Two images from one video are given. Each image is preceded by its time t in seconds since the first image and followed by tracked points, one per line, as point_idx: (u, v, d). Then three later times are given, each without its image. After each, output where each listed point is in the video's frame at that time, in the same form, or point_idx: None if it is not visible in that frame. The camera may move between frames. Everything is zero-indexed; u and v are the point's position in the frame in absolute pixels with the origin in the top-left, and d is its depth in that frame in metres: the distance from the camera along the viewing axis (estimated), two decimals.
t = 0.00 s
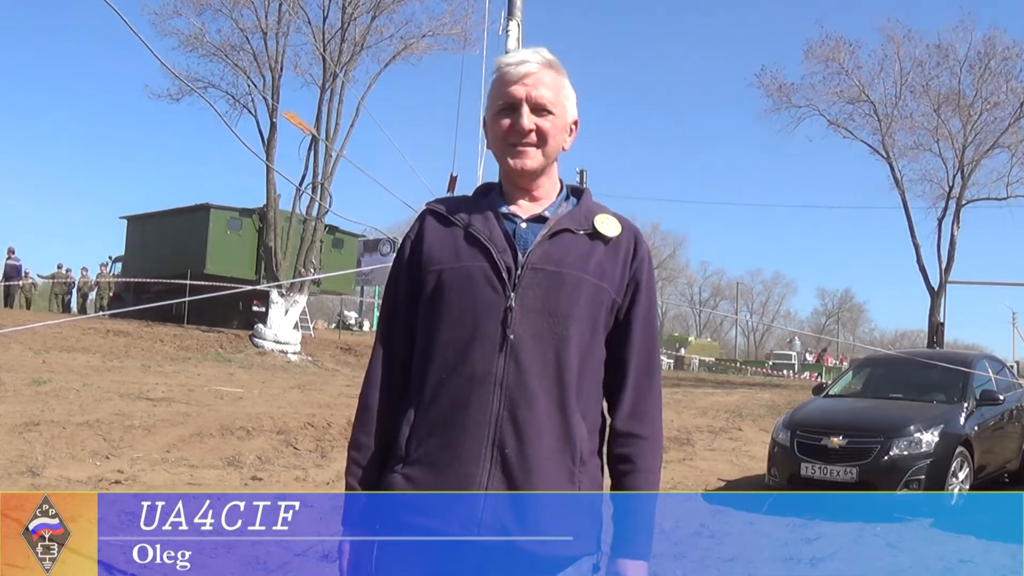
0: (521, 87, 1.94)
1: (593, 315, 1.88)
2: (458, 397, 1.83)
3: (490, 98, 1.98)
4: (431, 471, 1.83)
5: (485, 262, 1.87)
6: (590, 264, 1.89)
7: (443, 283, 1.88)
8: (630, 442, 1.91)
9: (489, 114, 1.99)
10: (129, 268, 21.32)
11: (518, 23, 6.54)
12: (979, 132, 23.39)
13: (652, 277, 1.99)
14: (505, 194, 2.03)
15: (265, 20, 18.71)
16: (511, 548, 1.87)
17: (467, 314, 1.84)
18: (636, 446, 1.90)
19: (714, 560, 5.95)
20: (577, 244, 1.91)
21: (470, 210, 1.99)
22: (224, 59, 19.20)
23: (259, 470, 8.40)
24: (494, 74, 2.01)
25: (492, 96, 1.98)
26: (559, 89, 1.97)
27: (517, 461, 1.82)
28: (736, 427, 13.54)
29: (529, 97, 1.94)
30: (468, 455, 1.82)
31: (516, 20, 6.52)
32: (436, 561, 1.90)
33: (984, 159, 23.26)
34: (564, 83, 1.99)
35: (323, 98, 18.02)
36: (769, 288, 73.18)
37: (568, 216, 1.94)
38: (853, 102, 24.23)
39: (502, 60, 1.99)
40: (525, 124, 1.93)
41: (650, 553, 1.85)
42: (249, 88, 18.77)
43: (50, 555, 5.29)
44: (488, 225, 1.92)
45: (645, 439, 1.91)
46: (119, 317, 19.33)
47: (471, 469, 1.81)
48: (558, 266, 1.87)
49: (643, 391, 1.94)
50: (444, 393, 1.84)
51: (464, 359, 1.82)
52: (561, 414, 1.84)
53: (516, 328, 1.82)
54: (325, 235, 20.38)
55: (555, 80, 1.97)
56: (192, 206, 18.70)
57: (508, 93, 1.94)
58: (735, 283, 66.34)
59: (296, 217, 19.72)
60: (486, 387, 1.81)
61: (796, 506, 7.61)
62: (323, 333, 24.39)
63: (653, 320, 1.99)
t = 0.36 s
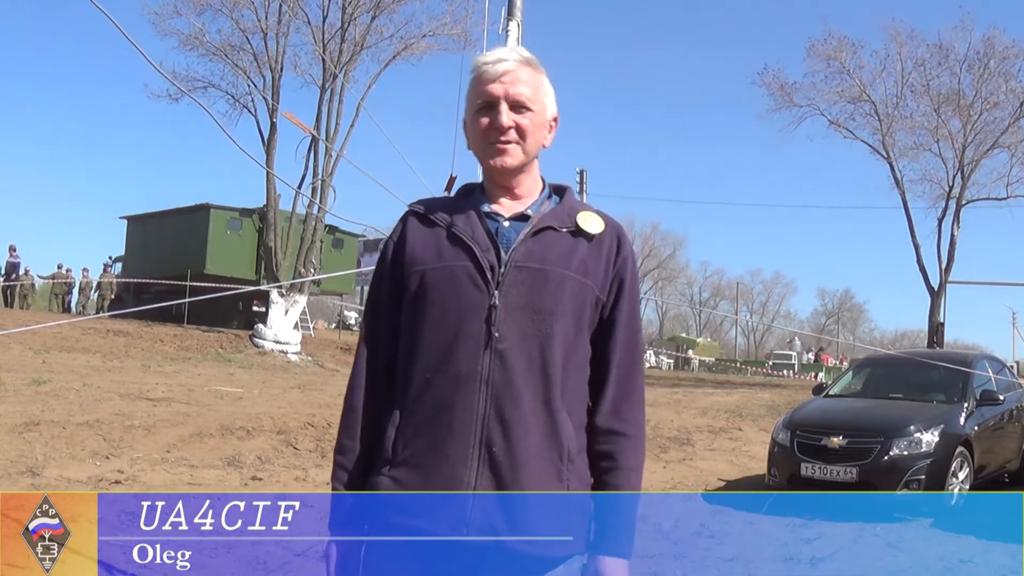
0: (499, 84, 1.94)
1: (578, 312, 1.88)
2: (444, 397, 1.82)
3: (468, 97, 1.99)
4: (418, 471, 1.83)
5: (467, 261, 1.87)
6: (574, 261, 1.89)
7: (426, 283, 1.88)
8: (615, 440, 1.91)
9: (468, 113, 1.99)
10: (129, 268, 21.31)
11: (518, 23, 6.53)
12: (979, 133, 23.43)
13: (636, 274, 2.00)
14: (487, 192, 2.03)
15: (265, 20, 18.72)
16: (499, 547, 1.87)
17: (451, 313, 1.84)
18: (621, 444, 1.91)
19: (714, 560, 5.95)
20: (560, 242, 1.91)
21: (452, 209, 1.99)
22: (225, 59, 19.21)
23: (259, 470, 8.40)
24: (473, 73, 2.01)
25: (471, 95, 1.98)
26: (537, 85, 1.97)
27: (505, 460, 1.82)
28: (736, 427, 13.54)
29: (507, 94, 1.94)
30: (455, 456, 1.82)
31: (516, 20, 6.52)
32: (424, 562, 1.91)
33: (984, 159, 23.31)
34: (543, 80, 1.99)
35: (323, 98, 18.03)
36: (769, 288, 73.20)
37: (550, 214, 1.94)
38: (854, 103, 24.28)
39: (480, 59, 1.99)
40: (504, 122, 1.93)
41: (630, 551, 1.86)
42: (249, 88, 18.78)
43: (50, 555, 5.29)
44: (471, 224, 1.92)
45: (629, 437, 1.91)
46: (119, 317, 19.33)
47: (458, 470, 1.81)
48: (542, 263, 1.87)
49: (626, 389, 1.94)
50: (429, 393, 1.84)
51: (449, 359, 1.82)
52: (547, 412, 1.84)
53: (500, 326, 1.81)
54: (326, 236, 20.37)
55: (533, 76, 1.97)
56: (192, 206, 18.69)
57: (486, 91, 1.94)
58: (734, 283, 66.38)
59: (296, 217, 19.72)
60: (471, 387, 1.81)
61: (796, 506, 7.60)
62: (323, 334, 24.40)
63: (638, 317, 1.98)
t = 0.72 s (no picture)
0: (458, 83, 1.95)
1: (563, 309, 1.88)
2: (432, 399, 1.82)
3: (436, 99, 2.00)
4: (407, 473, 1.83)
5: (451, 261, 1.87)
6: (556, 258, 1.89)
7: (409, 285, 1.89)
8: (600, 432, 1.91)
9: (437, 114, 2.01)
10: (129, 268, 21.31)
11: (518, 24, 6.53)
12: (979, 133, 23.45)
13: (619, 267, 2.00)
14: (466, 191, 2.03)
15: (265, 20, 18.72)
16: (492, 547, 1.87)
17: (436, 314, 1.84)
18: (606, 435, 1.90)
19: (714, 560, 5.95)
20: (542, 238, 1.91)
21: (431, 209, 1.98)
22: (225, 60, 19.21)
23: (259, 470, 8.40)
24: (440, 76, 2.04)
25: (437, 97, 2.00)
26: (500, 80, 1.96)
27: (495, 460, 1.81)
28: (736, 427, 13.53)
29: (466, 91, 1.94)
30: (445, 458, 1.82)
31: (516, 20, 6.52)
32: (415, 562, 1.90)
33: (984, 159, 23.33)
34: (508, 77, 1.98)
35: (323, 98, 18.05)
36: (769, 288, 73.20)
37: (531, 210, 1.94)
38: (854, 103, 24.30)
39: (445, 59, 2.01)
40: (461, 120, 1.93)
41: (611, 543, 1.83)
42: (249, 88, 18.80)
43: (49, 555, 5.29)
44: (452, 223, 1.92)
45: (615, 429, 1.90)
46: (119, 318, 19.33)
47: (448, 472, 1.81)
48: (525, 260, 1.87)
49: (610, 381, 1.94)
50: (417, 395, 1.84)
51: (435, 360, 1.82)
52: (535, 410, 1.84)
53: (486, 326, 1.82)
54: (326, 235, 20.37)
55: (496, 72, 1.96)
56: (192, 206, 18.69)
57: (447, 91, 1.96)
58: (734, 283, 66.38)
59: (296, 217, 19.72)
60: (459, 387, 1.81)
61: (796, 505, 7.60)
62: (323, 334, 24.39)
63: (621, 309, 1.99)
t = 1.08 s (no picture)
0: (441, 91, 1.97)
1: (563, 314, 1.86)
2: (428, 401, 1.84)
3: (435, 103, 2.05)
4: (406, 475, 1.87)
5: (451, 265, 1.88)
6: (558, 259, 1.87)
7: (412, 288, 1.91)
8: (610, 438, 1.89)
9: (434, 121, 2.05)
10: (128, 268, 21.31)
11: (518, 23, 6.53)
12: (979, 133, 23.46)
13: (631, 267, 1.96)
14: (474, 194, 2.03)
15: (265, 20, 18.73)
16: (489, 550, 1.87)
17: (435, 318, 1.85)
18: (615, 442, 1.88)
19: (714, 560, 5.95)
20: (545, 240, 1.89)
21: (439, 210, 2.00)
22: (225, 59, 19.22)
23: (259, 470, 8.40)
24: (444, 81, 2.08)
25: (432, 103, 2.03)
26: (481, 82, 1.94)
27: (487, 464, 1.81)
28: (736, 427, 13.54)
29: (446, 99, 1.95)
30: (439, 461, 1.82)
31: (516, 20, 6.51)
32: (415, 560, 1.90)
33: (984, 159, 23.35)
34: (494, 77, 1.95)
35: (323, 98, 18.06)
36: (769, 288, 73.19)
37: (536, 211, 1.93)
38: (853, 102, 24.29)
39: (441, 66, 2.04)
40: (439, 126, 1.95)
41: (625, 551, 1.82)
42: (249, 88, 18.81)
43: (50, 555, 5.28)
44: (456, 225, 1.93)
45: (624, 436, 1.88)
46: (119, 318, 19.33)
47: (442, 475, 1.82)
48: (524, 263, 1.86)
49: (619, 385, 1.91)
50: (416, 399, 1.86)
51: (433, 365, 1.84)
52: (531, 415, 1.82)
53: (481, 331, 1.82)
54: (325, 235, 20.37)
55: (478, 75, 1.95)
56: (192, 206, 18.69)
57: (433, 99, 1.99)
58: (734, 283, 66.40)
59: (296, 217, 19.72)
60: (455, 392, 1.82)
61: (796, 505, 7.61)
62: (323, 334, 24.39)
63: (633, 310, 1.95)
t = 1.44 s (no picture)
0: (517, 87, 1.93)
1: (582, 318, 1.84)
2: (445, 404, 1.86)
3: (489, 96, 1.99)
4: (422, 475, 1.88)
5: (473, 269, 1.90)
6: (577, 264, 1.86)
7: (436, 290, 1.93)
8: (626, 441, 1.83)
9: (487, 113, 1.99)
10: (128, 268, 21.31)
11: (517, 24, 6.53)
12: (979, 133, 23.47)
13: (655, 271, 1.93)
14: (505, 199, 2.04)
15: (265, 20, 18.75)
16: (497, 550, 1.86)
17: (457, 322, 1.87)
18: (631, 443, 1.82)
19: (714, 560, 5.95)
20: (568, 245, 1.88)
21: (469, 215, 2.02)
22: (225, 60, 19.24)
23: (259, 470, 8.40)
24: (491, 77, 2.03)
25: (490, 95, 1.98)
26: (556, 87, 1.95)
27: (500, 466, 1.81)
28: (736, 427, 13.54)
29: (524, 97, 1.93)
30: (453, 462, 1.84)
31: (516, 20, 6.52)
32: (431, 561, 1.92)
33: (984, 159, 23.36)
34: (562, 81, 1.97)
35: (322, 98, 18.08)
36: (769, 289, 73.21)
37: (560, 216, 1.93)
38: (853, 103, 24.28)
39: (501, 59, 1.99)
40: (518, 126, 1.92)
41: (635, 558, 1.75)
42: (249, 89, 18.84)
43: (50, 555, 5.28)
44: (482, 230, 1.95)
45: (641, 438, 1.82)
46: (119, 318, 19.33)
47: (454, 476, 1.84)
48: (544, 267, 1.85)
49: (638, 389, 1.86)
50: (435, 401, 1.87)
51: (452, 367, 1.86)
52: (545, 418, 1.82)
53: (498, 334, 1.82)
54: (325, 236, 20.38)
55: (554, 77, 1.95)
56: (192, 206, 18.69)
57: (504, 93, 1.94)
58: (734, 283, 66.40)
59: (296, 217, 19.73)
60: (471, 394, 1.83)
61: (796, 506, 7.60)
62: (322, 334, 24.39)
63: (657, 314, 1.90)
